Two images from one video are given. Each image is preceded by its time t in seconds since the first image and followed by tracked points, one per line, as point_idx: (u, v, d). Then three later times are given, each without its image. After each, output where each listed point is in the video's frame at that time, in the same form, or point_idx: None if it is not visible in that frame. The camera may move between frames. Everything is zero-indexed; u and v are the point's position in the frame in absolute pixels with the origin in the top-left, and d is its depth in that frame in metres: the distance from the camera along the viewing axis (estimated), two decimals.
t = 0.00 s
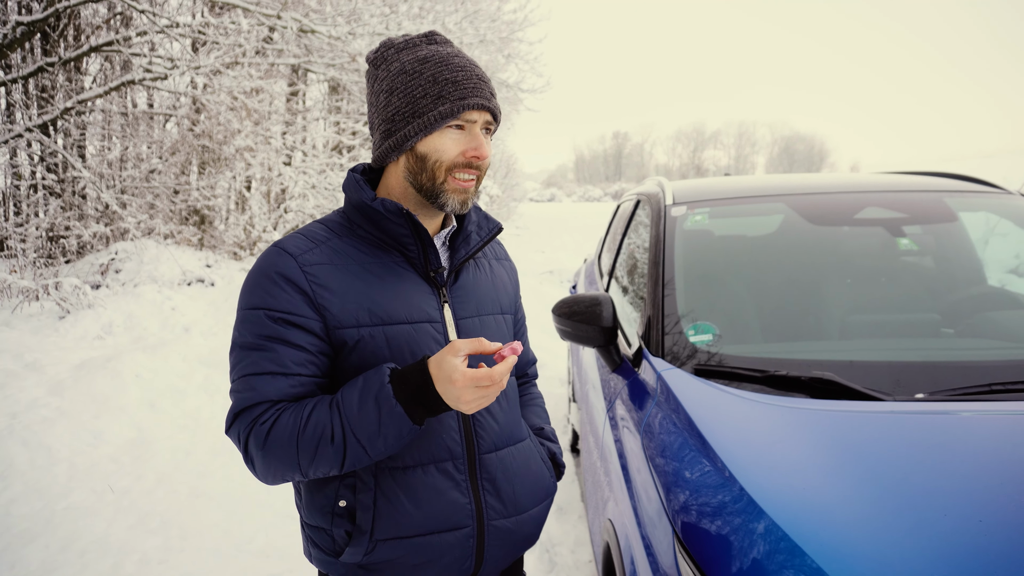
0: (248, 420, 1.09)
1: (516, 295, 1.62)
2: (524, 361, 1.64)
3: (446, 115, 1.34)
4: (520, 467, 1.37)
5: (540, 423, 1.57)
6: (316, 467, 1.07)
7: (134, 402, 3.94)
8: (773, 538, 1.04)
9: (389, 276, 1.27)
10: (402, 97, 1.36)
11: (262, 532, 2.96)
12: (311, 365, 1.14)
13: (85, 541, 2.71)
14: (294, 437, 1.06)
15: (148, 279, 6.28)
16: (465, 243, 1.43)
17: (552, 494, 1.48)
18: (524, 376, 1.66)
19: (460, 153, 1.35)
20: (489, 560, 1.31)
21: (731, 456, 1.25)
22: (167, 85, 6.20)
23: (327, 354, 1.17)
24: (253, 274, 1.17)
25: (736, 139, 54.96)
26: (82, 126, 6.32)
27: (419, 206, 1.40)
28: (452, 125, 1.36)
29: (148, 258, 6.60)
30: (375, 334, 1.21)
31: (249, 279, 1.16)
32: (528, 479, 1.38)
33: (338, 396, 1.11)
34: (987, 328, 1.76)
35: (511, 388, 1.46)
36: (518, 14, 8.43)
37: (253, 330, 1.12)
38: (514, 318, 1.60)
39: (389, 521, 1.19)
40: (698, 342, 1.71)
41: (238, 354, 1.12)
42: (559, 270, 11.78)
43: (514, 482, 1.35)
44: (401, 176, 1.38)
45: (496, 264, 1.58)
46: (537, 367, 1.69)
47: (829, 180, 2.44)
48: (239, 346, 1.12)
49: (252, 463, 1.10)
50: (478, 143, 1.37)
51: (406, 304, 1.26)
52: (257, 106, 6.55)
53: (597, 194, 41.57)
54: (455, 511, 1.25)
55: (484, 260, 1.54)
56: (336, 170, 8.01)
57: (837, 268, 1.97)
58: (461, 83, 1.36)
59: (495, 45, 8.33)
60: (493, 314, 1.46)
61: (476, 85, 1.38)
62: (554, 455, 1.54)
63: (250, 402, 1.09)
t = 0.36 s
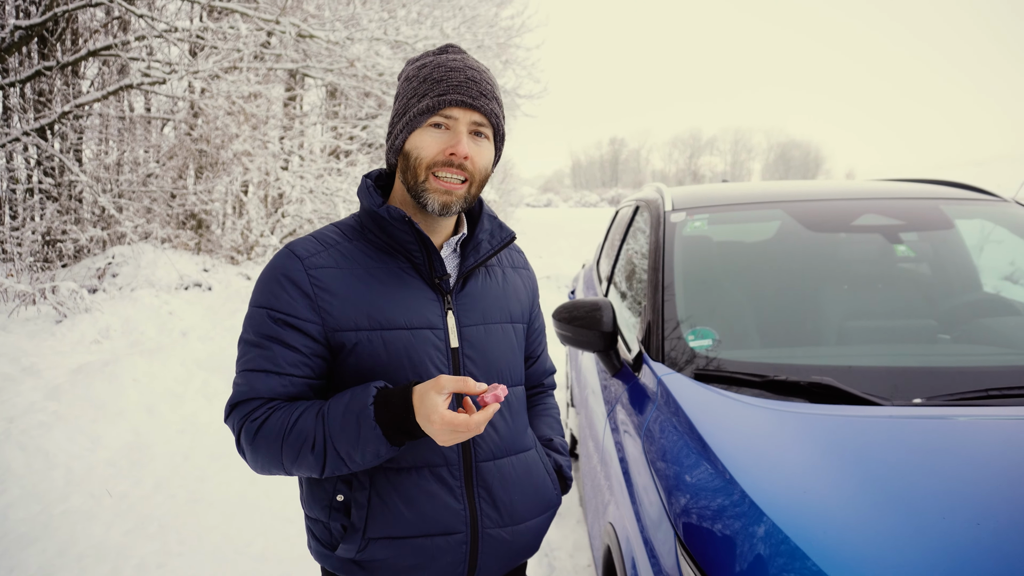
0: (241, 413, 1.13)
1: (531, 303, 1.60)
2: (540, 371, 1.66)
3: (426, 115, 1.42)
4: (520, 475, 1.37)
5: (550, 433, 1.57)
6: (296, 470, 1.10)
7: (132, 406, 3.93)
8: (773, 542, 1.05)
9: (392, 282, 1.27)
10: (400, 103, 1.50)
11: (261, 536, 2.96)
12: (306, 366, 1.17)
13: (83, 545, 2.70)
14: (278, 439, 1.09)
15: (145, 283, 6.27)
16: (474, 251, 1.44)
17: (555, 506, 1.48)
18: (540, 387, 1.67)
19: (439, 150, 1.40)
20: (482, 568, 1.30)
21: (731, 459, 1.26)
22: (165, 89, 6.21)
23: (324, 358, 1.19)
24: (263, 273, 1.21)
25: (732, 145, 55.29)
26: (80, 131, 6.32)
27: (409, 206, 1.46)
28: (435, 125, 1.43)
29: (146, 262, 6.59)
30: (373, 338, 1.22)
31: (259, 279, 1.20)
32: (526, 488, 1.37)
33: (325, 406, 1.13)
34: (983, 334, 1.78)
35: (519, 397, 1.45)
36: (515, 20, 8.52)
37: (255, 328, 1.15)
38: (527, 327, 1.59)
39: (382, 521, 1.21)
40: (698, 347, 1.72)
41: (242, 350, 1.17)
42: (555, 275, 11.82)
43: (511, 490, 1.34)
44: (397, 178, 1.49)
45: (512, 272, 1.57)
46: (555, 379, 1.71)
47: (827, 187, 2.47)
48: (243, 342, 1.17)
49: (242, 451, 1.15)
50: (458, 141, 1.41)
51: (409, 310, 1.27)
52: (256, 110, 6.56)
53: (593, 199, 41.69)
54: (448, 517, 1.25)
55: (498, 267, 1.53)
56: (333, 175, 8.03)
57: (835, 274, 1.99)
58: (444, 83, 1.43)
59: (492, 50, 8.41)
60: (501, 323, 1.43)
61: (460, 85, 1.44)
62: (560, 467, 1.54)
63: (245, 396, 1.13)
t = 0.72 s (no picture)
0: (240, 388, 1.20)
1: (545, 300, 1.60)
2: (556, 368, 1.66)
3: (428, 111, 1.44)
4: (523, 470, 1.37)
5: (561, 431, 1.58)
6: (279, 432, 1.12)
7: (130, 403, 3.93)
8: (774, 536, 1.06)
9: (400, 273, 1.30)
10: (405, 102, 1.52)
11: (261, 533, 2.96)
12: (307, 347, 1.20)
13: (83, 542, 2.71)
14: (262, 402, 1.14)
15: (143, 280, 6.26)
16: (485, 244, 1.45)
17: (563, 504, 1.48)
18: (555, 384, 1.67)
19: (441, 148, 1.41)
20: (483, 563, 1.30)
21: (732, 451, 1.27)
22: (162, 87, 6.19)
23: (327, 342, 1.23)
24: (277, 263, 1.27)
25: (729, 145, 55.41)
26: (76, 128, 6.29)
27: (419, 204, 1.49)
28: (436, 122, 1.44)
29: (143, 259, 6.57)
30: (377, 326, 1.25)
31: (274, 267, 1.27)
32: (529, 483, 1.37)
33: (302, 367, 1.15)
34: (980, 330, 1.80)
35: (529, 393, 1.44)
36: (513, 18, 8.56)
37: (265, 313, 1.21)
38: (540, 322, 1.59)
39: (383, 509, 1.23)
40: (698, 342, 1.74)
41: (254, 333, 1.23)
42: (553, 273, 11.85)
43: (514, 485, 1.34)
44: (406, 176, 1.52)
45: (526, 268, 1.57)
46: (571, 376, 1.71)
47: (825, 185, 2.48)
48: (255, 326, 1.23)
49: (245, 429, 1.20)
50: (459, 137, 1.41)
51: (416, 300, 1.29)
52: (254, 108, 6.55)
53: (590, 198, 41.73)
54: (449, 509, 1.26)
55: (511, 262, 1.53)
56: (331, 173, 8.02)
57: (834, 271, 2.01)
58: (443, 80, 1.45)
59: (490, 49, 8.46)
60: (511, 317, 1.43)
61: (460, 80, 1.45)
62: (570, 466, 1.53)
63: (244, 374, 1.20)
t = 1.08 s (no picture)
0: (244, 371, 1.23)
1: (553, 304, 1.60)
2: (565, 374, 1.67)
3: (444, 111, 1.46)
4: (526, 469, 1.37)
5: (569, 436, 1.59)
6: (275, 403, 1.13)
7: (133, 403, 3.94)
8: (777, 535, 1.07)
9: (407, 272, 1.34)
10: (422, 103, 1.55)
11: (264, 531, 2.97)
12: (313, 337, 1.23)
13: (86, 540, 2.72)
14: (262, 379, 1.16)
15: (145, 280, 6.27)
16: (491, 245, 1.46)
17: (569, 508, 1.48)
18: (565, 390, 1.68)
19: (456, 146, 1.43)
20: (485, 562, 1.30)
21: (734, 450, 1.28)
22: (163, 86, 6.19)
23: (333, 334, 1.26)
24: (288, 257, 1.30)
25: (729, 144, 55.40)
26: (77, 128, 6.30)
27: (430, 202, 1.50)
28: (452, 122, 1.46)
29: (145, 259, 6.58)
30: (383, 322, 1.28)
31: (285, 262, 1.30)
32: (532, 483, 1.38)
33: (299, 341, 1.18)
34: (981, 330, 1.80)
35: (534, 393, 1.45)
36: (513, 17, 8.58)
37: (274, 302, 1.24)
38: (548, 325, 1.60)
39: (384, 504, 1.24)
40: (700, 341, 1.74)
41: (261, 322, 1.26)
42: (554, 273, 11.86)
43: (517, 484, 1.35)
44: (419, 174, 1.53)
45: (534, 271, 1.58)
46: (582, 382, 1.72)
47: (827, 185, 2.49)
48: (264, 316, 1.26)
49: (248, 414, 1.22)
50: (474, 136, 1.43)
51: (421, 298, 1.33)
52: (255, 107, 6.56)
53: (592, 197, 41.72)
54: (452, 506, 1.27)
55: (518, 264, 1.55)
56: (333, 172, 8.04)
57: (835, 271, 2.01)
58: (461, 82, 1.47)
59: (491, 48, 8.49)
60: (517, 317, 1.44)
61: (477, 83, 1.47)
62: (577, 470, 1.53)
63: (249, 358, 1.24)
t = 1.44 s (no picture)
0: (246, 373, 1.23)
1: (553, 310, 1.60)
2: (563, 379, 1.67)
3: (452, 123, 1.45)
4: (524, 474, 1.37)
5: (566, 440, 1.59)
6: (277, 403, 1.13)
7: (131, 405, 3.94)
8: (772, 542, 1.07)
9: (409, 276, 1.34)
10: (428, 109, 1.53)
11: (260, 535, 2.96)
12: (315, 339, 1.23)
13: (83, 542, 2.71)
14: (264, 379, 1.16)
15: (145, 282, 6.26)
16: (493, 250, 1.46)
17: (566, 512, 1.48)
18: (563, 395, 1.68)
19: (461, 160, 1.43)
20: (483, 566, 1.30)
21: (729, 457, 1.28)
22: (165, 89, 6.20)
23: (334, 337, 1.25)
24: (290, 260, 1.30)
25: (730, 149, 55.50)
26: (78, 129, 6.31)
27: (431, 211, 1.50)
28: (458, 134, 1.46)
29: (145, 261, 6.59)
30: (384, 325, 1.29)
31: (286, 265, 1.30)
32: (531, 488, 1.38)
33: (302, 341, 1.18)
34: (978, 337, 1.80)
35: (533, 399, 1.45)
36: (515, 22, 8.60)
37: (276, 305, 1.24)
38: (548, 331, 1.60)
39: (383, 508, 1.24)
40: (698, 348, 1.74)
41: (263, 325, 1.26)
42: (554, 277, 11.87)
43: (515, 489, 1.35)
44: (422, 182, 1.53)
45: (534, 277, 1.58)
46: (579, 387, 1.72)
47: (825, 191, 2.49)
48: (266, 319, 1.26)
49: (250, 418, 1.22)
50: (480, 151, 1.43)
51: (422, 302, 1.33)
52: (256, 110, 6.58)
53: (592, 201, 41.79)
54: (450, 510, 1.27)
55: (518, 270, 1.55)
56: (333, 175, 8.06)
57: (833, 277, 2.01)
58: (470, 94, 1.46)
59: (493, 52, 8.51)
60: (517, 323, 1.44)
61: (486, 96, 1.47)
62: (574, 474, 1.53)
63: (252, 360, 1.23)
